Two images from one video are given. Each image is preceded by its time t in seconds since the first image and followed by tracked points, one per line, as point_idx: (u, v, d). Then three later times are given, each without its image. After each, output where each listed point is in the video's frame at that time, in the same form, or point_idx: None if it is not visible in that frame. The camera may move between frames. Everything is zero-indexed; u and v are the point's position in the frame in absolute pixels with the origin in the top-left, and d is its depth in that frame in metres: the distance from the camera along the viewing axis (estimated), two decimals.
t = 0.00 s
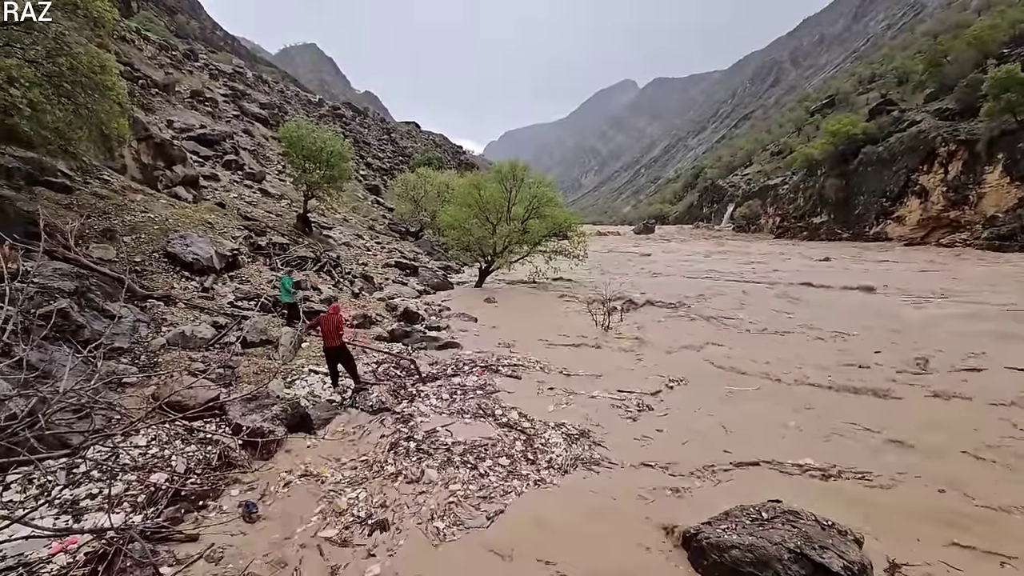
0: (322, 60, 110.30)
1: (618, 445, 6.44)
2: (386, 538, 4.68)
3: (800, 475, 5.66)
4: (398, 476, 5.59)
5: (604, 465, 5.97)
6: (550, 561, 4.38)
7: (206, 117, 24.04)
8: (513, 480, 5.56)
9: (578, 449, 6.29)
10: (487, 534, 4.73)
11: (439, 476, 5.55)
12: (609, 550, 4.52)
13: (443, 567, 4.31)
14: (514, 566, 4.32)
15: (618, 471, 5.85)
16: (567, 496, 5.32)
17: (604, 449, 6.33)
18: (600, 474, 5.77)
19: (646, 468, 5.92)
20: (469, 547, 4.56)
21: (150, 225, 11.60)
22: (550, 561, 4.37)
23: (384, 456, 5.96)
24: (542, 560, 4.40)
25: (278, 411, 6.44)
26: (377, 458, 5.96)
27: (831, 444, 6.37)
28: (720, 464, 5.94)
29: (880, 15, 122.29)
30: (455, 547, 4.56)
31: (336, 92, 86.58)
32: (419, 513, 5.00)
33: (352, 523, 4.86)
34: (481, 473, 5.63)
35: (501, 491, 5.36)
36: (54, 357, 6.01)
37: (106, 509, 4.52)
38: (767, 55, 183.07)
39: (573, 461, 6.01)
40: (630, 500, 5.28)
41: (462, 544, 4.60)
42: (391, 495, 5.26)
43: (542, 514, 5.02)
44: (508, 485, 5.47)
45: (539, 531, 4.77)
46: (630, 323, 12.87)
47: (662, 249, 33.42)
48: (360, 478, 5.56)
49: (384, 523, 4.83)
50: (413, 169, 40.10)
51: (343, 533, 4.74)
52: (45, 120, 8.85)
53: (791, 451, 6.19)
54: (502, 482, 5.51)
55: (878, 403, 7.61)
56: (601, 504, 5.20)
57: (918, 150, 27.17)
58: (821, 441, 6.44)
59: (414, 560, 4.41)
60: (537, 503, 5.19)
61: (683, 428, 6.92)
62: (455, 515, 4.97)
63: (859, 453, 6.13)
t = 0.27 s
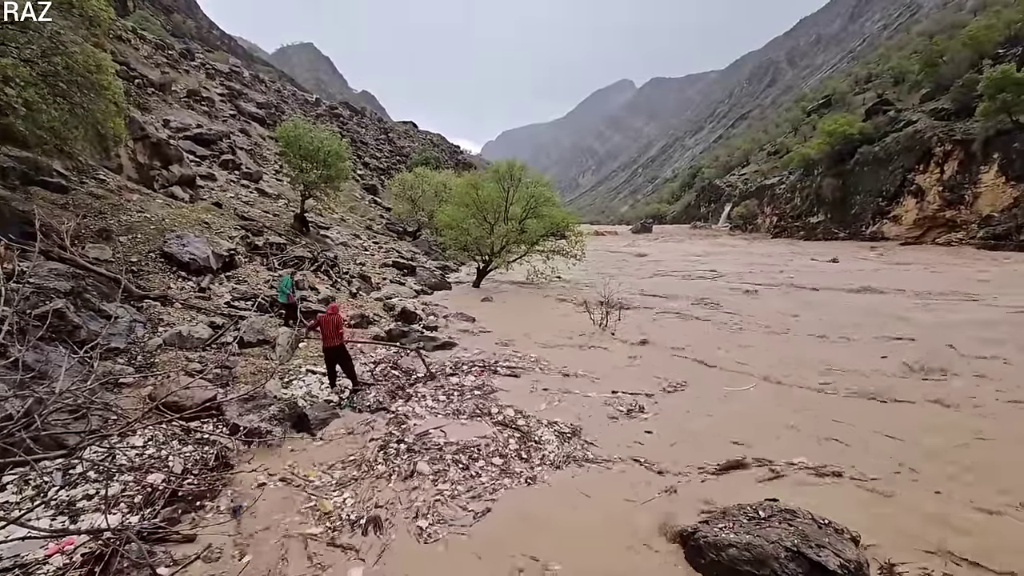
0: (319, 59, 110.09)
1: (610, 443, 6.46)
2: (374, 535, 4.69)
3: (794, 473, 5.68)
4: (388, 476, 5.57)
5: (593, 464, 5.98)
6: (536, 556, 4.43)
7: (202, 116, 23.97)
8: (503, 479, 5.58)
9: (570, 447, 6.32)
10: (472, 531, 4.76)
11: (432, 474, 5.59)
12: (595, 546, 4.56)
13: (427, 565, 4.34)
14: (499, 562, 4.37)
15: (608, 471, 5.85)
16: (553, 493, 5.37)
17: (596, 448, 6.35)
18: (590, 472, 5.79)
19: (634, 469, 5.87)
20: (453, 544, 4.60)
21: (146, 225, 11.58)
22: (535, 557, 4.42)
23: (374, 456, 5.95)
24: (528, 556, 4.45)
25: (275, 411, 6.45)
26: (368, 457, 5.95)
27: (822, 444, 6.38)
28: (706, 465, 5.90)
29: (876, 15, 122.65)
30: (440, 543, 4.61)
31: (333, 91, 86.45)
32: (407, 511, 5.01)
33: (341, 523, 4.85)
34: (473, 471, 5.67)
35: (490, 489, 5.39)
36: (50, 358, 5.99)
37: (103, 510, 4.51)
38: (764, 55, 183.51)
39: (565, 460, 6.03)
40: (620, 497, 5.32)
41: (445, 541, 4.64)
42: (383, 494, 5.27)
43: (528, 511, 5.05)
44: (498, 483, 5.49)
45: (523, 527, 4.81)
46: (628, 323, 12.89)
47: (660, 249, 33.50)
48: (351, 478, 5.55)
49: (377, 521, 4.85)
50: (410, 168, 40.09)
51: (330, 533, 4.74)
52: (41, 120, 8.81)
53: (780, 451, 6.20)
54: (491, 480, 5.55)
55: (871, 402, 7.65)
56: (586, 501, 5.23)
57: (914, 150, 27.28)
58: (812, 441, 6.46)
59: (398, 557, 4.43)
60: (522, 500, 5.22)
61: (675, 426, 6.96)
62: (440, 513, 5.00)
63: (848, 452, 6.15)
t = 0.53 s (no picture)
0: (315, 57, 109.81)
1: (603, 441, 6.48)
2: (357, 535, 4.68)
3: (787, 472, 5.71)
4: (375, 475, 5.54)
5: (583, 462, 5.98)
6: (523, 553, 4.45)
7: (198, 114, 23.88)
8: (490, 477, 5.57)
9: (562, 444, 6.34)
10: (459, 528, 4.77)
11: (424, 472, 5.60)
12: (584, 544, 4.57)
13: (413, 562, 4.33)
14: (486, 558, 4.38)
15: (599, 470, 5.83)
16: (542, 491, 5.36)
17: (586, 446, 6.35)
18: (581, 471, 5.78)
19: (623, 471, 5.82)
20: (439, 541, 4.61)
21: (142, 224, 11.53)
22: (522, 553, 4.43)
23: (362, 457, 5.91)
24: (516, 552, 4.46)
25: (272, 410, 6.44)
26: (356, 457, 5.92)
27: (815, 444, 6.37)
28: (696, 468, 5.84)
29: (873, 14, 122.96)
30: (427, 540, 4.61)
31: (330, 89, 86.23)
32: (395, 510, 5.00)
33: (332, 522, 4.84)
34: (465, 468, 5.69)
35: (480, 487, 5.39)
36: (45, 357, 5.95)
37: (99, 510, 4.49)
38: (761, 54, 183.76)
39: (557, 457, 6.04)
40: (611, 496, 5.32)
41: (429, 539, 4.64)
42: (374, 492, 5.28)
43: (516, 509, 5.05)
44: (488, 481, 5.50)
45: (511, 525, 4.82)
46: (625, 322, 12.91)
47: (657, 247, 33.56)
48: (341, 477, 5.52)
49: (369, 518, 4.86)
50: (407, 167, 40.04)
51: (320, 532, 4.72)
52: (36, 118, 8.75)
53: (772, 453, 6.17)
54: (478, 477, 5.56)
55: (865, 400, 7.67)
56: (576, 499, 5.24)
57: (910, 149, 27.36)
58: (804, 441, 6.45)
59: (382, 556, 4.42)
60: (510, 499, 5.22)
61: (670, 425, 6.96)
62: (424, 511, 5.00)
63: (839, 453, 6.15)
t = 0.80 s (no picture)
0: (310, 54, 109.35)
1: (593, 439, 6.49)
2: (337, 532, 4.64)
3: (778, 470, 5.73)
4: (361, 474, 5.49)
5: (571, 461, 5.93)
6: (503, 552, 4.42)
7: (192, 111, 23.75)
8: (476, 476, 5.54)
9: (552, 442, 6.34)
10: (441, 526, 4.74)
11: (413, 470, 5.58)
12: (567, 542, 4.54)
13: (392, 560, 4.30)
14: (468, 556, 4.36)
15: (587, 469, 5.78)
16: (528, 490, 5.32)
17: (574, 444, 6.33)
18: (568, 470, 5.74)
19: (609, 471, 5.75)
20: (418, 538, 4.58)
21: (136, 222, 11.45)
22: (502, 552, 4.40)
23: (348, 455, 5.85)
24: (497, 550, 4.44)
25: (266, 409, 6.44)
26: (343, 455, 5.86)
27: (804, 443, 6.37)
28: (684, 469, 5.78)
29: (868, 13, 123.41)
30: (407, 538, 4.58)
31: (325, 87, 85.87)
32: (380, 507, 4.97)
33: (319, 517, 4.82)
34: (455, 466, 5.68)
35: (466, 486, 5.36)
36: (37, 355, 5.90)
37: (91, 509, 4.45)
38: (756, 53, 184.21)
39: (546, 454, 6.04)
40: (599, 494, 5.30)
41: (409, 536, 4.61)
42: (361, 487, 5.27)
43: (500, 508, 5.01)
44: (475, 479, 5.48)
45: (494, 523, 4.78)
46: (621, 320, 12.93)
47: (652, 246, 33.64)
48: (327, 475, 5.46)
49: (356, 514, 4.85)
50: (403, 165, 39.94)
51: (307, 528, 4.69)
52: (27, 114, 8.67)
53: (761, 453, 6.14)
54: (465, 475, 5.53)
55: (856, 398, 7.69)
56: (562, 498, 5.20)
57: (904, 148, 27.48)
58: (795, 440, 6.45)
59: (360, 554, 4.38)
60: (495, 497, 5.18)
61: (661, 424, 6.96)
62: (406, 509, 4.97)
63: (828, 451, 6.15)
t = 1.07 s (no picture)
0: (306, 51, 108.87)
1: (584, 439, 6.49)
2: (317, 532, 4.60)
3: (768, 471, 5.75)
4: (346, 475, 5.45)
5: (558, 462, 5.90)
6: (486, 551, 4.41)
7: (186, 108, 23.61)
8: (462, 476, 5.52)
9: (542, 441, 6.34)
10: (424, 526, 4.72)
11: (401, 470, 5.56)
12: (551, 542, 4.53)
13: (373, 560, 4.28)
14: (455, 555, 4.35)
15: (575, 470, 5.75)
16: (515, 491, 5.30)
17: (563, 444, 6.31)
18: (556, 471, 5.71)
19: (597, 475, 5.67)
20: (403, 537, 4.57)
21: (128, 218, 11.37)
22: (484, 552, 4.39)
23: (334, 454, 5.80)
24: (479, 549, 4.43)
25: (260, 407, 6.41)
26: (330, 454, 5.82)
27: (793, 445, 6.38)
28: (672, 472, 5.72)
29: (863, 15, 123.98)
30: (389, 538, 4.56)
31: (320, 84, 85.47)
32: (365, 507, 4.95)
33: (306, 515, 4.80)
34: (444, 466, 5.67)
35: (452, 486, 5.34)
36: (27, 353, 5.84)
37: (83, 508, 4.42)
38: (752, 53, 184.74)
39: (536, 454, 6.04)
40: (586, 494, 5.30)
41: (392, 536, 4.58)
42: (349, 485, 5.26)
43: (485, 508, 4.99)
44: (462, 479, 5.46)
45: (478, 523, 4.76)
46: (616, 320, 12.94)
47: (648, 246, 33.72)
48: (312, 475, 5.41)
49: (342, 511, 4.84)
50: (399, 163, 39.84)
51: (295, 525, 4.66)
52: (18, 110, 8.60)
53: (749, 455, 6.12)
54: (451, 475, 5.52)
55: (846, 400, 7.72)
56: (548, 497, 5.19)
57: (898, 149, 27.64)
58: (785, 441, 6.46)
59: (340, 554, 4.34)
60: (480, 497, 5.17)
61: (653, 424, 6.97)
62: (390, 508, 4.96)
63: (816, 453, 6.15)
